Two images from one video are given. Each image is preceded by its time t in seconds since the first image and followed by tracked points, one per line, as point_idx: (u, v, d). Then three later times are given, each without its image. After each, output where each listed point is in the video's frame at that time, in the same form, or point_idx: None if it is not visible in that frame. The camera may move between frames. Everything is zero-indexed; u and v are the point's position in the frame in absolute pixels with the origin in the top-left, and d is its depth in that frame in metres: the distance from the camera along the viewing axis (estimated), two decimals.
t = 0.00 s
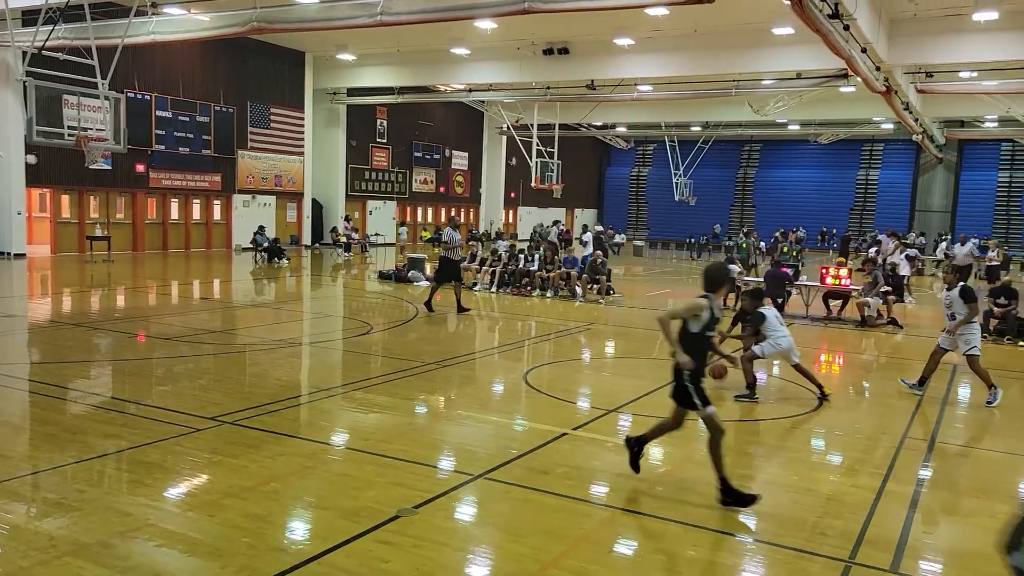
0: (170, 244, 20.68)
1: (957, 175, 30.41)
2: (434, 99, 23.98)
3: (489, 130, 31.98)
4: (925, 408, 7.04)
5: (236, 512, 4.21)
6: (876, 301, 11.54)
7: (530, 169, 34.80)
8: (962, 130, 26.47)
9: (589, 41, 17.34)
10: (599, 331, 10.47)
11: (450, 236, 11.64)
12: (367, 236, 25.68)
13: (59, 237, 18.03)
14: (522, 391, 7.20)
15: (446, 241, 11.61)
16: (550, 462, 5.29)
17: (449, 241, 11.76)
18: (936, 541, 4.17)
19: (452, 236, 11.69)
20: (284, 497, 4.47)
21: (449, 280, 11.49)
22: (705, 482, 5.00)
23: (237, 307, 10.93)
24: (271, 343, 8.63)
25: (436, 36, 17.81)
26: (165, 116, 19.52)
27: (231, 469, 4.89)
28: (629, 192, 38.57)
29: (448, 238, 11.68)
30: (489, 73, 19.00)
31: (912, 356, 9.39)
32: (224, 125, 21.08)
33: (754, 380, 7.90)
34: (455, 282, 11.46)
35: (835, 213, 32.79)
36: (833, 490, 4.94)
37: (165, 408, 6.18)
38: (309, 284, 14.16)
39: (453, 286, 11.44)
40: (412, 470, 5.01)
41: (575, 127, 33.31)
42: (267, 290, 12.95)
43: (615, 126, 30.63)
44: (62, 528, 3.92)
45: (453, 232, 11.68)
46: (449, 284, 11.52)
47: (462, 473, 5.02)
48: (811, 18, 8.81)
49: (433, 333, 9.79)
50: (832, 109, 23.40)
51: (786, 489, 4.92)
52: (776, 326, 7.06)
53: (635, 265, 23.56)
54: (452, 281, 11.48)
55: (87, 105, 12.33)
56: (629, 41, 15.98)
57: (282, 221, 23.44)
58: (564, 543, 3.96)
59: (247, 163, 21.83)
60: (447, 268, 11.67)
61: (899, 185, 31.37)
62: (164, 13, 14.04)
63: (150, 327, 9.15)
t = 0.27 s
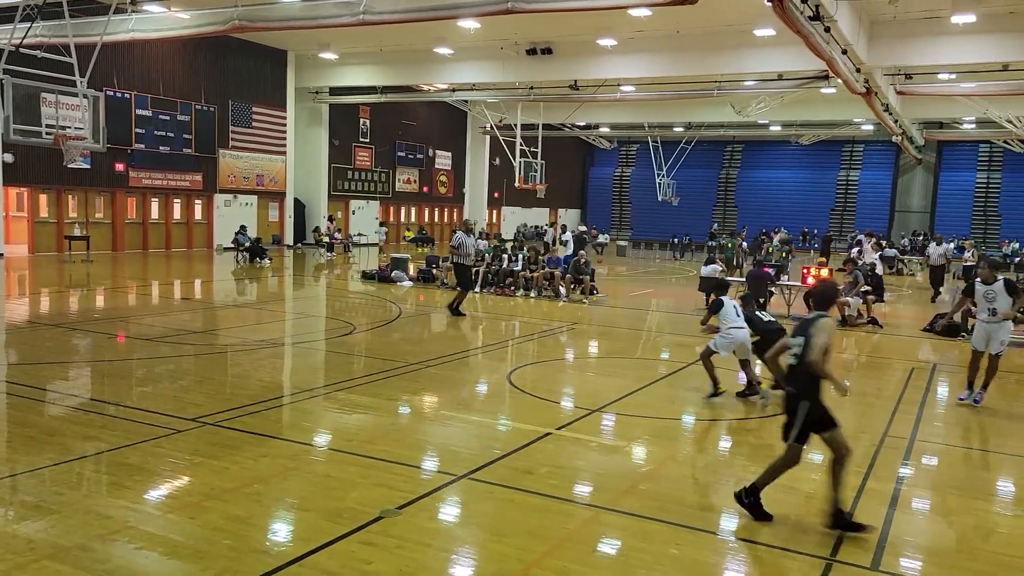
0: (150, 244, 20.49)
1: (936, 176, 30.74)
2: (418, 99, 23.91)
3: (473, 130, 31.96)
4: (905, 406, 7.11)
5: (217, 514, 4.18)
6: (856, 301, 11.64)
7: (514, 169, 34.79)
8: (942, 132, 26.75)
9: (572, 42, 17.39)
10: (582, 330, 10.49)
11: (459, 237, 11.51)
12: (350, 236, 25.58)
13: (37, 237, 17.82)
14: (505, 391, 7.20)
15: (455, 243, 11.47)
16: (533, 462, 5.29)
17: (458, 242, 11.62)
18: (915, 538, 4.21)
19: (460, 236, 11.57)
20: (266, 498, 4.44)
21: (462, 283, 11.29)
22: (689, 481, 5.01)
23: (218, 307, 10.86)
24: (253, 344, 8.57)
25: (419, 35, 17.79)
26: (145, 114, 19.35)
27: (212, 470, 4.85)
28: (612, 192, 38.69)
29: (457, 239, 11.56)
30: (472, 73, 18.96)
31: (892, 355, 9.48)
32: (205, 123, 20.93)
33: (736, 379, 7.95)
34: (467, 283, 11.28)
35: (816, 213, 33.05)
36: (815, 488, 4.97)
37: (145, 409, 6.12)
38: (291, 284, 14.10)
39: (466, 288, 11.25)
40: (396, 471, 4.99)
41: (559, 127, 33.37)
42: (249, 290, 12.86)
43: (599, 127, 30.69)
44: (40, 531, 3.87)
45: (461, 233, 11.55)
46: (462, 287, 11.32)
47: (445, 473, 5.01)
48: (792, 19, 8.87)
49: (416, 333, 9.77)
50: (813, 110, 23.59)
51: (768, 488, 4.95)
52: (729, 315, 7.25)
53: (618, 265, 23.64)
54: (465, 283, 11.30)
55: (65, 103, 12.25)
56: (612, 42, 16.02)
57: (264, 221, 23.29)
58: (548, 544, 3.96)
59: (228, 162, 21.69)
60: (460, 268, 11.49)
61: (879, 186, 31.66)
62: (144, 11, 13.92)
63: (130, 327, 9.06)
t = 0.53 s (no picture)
0: (140, 244, 20.40)
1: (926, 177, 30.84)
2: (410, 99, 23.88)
3: (464, 131, 31.95)
4: (895, 406, 7.12)
5: (208, 515, 4.16)
6: (847, 300, 11.70)
7: (506, 170, 34.78)
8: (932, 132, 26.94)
9: (564, 42, 17.42)
10: (573, 330, 10.51)
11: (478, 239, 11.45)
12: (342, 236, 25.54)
13: (26, 237, 17.72)
14: (497, 391, 7.20)
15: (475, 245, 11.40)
16: (525, 462, 5.29)
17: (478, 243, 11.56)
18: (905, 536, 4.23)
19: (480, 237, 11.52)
20: (257, 499, 4.43)
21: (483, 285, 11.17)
22: (680, 481, 5.02)
23: (209, 307, 10.82)
24: (244, 344, 8.55)
25: (412, 35, 17.79)
26: (135, 114, 19.28)
27: (203, 471, 4.84)
28: (604, 192, 38.75)
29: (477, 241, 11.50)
30: (464, 73, 18.94)
31: (882, 354, 9.53)
32: (196, 123, 20.86)
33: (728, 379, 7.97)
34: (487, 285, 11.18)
35: (807, 214, 33.16)
36: (807, 487, 4.99)
37: (135, 410, 6.10)
38: (283, 284, 14.08)
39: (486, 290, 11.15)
40: (387, 472, 4.98)
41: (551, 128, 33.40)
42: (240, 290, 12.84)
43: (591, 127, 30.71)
44: (29, 533, 3.85)
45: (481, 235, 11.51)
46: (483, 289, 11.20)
47: (437, 473, 5.00)
48: (783, 20, 8.90)
49: (408, 333, 9.77)
50: (804, 111, 23.68)
51: (759, 487, 4.97)
52: (709, 329, 6.75)
53: (610, 265, 23.70)
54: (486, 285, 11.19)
55: (54, 102, 12.21)
56: (604, 42, 16.05)
57: (255, 221, 23.21)
58: (540, 543, 3.96)
59: (219, 162, 21.61)
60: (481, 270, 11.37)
61: (869, 186, 31.76)
62: (135, 10, 13.86)
63: (120, 327, 9.02)
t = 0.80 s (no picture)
0: (134, 244, 20.35)
1: (920, 177, 30.90)
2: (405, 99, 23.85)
3: (459, 131, 31.95)
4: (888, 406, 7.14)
5: (202, 516, 4.15)
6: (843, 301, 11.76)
7: (501, 170, 34.77)
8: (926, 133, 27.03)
9: (559, 42, 17.42)
10: (568, 331, 10.52)
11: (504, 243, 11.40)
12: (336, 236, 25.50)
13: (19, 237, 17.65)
14: (492, 391, 7.20)
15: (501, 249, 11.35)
16: (520, 463, 5.29)
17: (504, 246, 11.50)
18: (899, 536, 4.24)
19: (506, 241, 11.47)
20: (252, 500, 4.42)
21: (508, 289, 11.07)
22: (675, 481, 5.03)
23: (203, 308, 10.79)
24: (238, 344, 8.53)
25: (407, 35, 17.77)
26: (129, 114, 19.23)
27: (197, 472, 4.83)
28: (599, 192, 38.77)
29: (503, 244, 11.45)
30: (459, 73, 18.94)
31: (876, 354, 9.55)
32: (191, 123, 20.82)
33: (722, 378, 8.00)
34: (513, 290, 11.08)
35: (802, 214, 33.22)
36: (801, 487, 5.00)
37: (129, 410, 6.09)
38: (278, 285, 14.06)
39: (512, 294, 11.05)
40: (382, 472, 4.98)
41: (546, 128, 33.43)
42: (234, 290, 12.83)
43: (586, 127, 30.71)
44: (23, 534, 3.83)
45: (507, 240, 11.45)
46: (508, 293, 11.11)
47: (432, 474, 5.00)
48: (778, 21, 8.91)
49: (402, 333, 9.77)
50: (798, 111, 23.73)
51: (754, 487, 4.98)
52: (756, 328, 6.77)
53: (604, 265, 23.74)
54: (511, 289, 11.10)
55: (48, 102, 12.19)
56: (598, 43, 16.07)
57: (249, 221, 23.18)
58: (535, 543, 3.97)
59: (214, 162, 21.58)
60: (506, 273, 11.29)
61: (863, 187, 31.83)
62: (128, 10, 13.82)
63: (114, 328, 9.00)
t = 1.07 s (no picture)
0: (128, 245, 20.31)
1: (913, 177, 30.98)
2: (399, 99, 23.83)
3: (454, 131, 31.97)
4: (882, 406, 7.16)
5: (196, 517, 4.15)
6: (836, 301, 11.78)
7: (495, 170, 34.78)
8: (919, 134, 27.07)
9: (553, 43, 17.45)
10: (562, 331, 10.53)
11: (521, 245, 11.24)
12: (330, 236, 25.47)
13: (11, 237, 17.58)
14: (487, 391, 7.20)
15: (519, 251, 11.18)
16: (515, 463, 5.29)
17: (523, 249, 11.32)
18: (893, 535, 4.25)
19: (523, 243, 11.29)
20: (246, 500, 4.41)
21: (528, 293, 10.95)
22: (669, 481, 5.03)
23: (197, 308, 10.77)
24: (232, 345, 8.52)
25: (401, 35, 17.77)
26: (123, 114, 19.19)
27: (192, 473, 4.82)
28: (594, 193, 38.82)
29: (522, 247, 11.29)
30: (453, 73, 18.93)
31: (870, 354, 9.58)
32: (185, 123, 20.79)
33: (716, 378, 8.02)
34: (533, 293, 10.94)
35: (796, 214, 33.29)
36: (795, 487, 5.01)
37: (122, 411, 6.07)
38: (272, 285, 14.05)
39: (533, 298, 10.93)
40: (377, 472, 4.98)
41: (541, 129, 33.47)
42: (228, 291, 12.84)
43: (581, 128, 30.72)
44: (16, 536, 3.82)
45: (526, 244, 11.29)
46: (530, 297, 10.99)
47: (426, 474, 5.00)
48: (772, 21, 8.93)
49: (397, 333, 9.78)
50: (792, 111, 23.78)
51: (748, 487, 4.98)
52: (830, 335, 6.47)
53: (598, 265, 23.78)
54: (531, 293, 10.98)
55: (41, 101, 12.16)
56: (593, 43, 16.08)
57: (243, 221, 23.14)
58: (530, 543, 3.97)
59: (207, 162, 21.53)
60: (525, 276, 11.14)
61: (857, 187, 31.92)
62: (122, 10, 13.79)
63: (107, 328, 8.99)
